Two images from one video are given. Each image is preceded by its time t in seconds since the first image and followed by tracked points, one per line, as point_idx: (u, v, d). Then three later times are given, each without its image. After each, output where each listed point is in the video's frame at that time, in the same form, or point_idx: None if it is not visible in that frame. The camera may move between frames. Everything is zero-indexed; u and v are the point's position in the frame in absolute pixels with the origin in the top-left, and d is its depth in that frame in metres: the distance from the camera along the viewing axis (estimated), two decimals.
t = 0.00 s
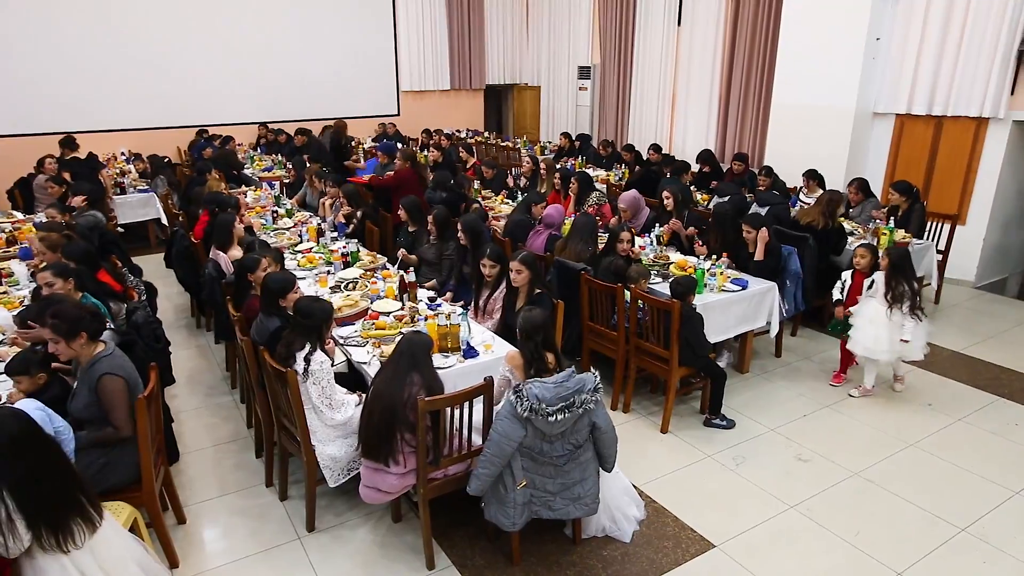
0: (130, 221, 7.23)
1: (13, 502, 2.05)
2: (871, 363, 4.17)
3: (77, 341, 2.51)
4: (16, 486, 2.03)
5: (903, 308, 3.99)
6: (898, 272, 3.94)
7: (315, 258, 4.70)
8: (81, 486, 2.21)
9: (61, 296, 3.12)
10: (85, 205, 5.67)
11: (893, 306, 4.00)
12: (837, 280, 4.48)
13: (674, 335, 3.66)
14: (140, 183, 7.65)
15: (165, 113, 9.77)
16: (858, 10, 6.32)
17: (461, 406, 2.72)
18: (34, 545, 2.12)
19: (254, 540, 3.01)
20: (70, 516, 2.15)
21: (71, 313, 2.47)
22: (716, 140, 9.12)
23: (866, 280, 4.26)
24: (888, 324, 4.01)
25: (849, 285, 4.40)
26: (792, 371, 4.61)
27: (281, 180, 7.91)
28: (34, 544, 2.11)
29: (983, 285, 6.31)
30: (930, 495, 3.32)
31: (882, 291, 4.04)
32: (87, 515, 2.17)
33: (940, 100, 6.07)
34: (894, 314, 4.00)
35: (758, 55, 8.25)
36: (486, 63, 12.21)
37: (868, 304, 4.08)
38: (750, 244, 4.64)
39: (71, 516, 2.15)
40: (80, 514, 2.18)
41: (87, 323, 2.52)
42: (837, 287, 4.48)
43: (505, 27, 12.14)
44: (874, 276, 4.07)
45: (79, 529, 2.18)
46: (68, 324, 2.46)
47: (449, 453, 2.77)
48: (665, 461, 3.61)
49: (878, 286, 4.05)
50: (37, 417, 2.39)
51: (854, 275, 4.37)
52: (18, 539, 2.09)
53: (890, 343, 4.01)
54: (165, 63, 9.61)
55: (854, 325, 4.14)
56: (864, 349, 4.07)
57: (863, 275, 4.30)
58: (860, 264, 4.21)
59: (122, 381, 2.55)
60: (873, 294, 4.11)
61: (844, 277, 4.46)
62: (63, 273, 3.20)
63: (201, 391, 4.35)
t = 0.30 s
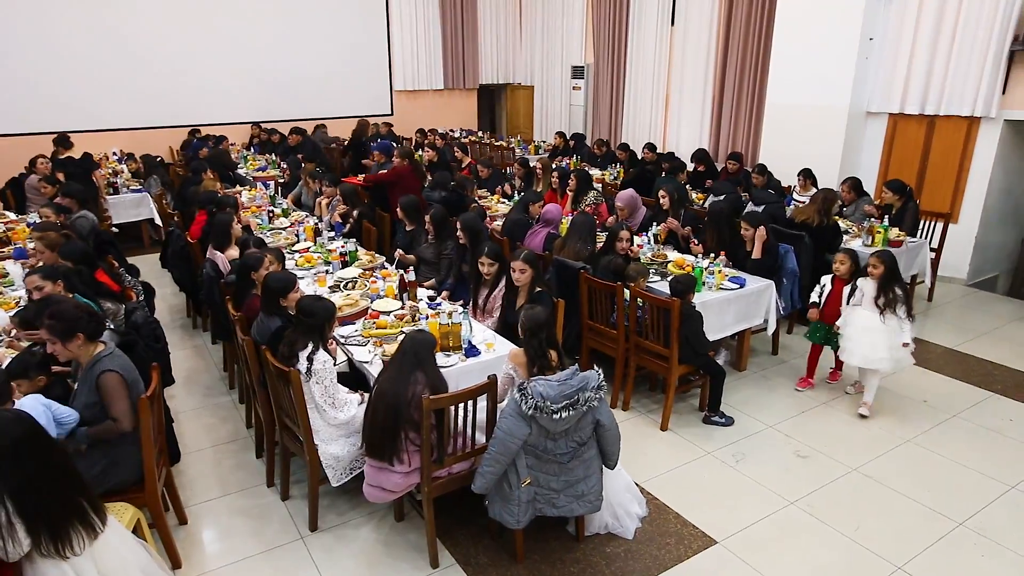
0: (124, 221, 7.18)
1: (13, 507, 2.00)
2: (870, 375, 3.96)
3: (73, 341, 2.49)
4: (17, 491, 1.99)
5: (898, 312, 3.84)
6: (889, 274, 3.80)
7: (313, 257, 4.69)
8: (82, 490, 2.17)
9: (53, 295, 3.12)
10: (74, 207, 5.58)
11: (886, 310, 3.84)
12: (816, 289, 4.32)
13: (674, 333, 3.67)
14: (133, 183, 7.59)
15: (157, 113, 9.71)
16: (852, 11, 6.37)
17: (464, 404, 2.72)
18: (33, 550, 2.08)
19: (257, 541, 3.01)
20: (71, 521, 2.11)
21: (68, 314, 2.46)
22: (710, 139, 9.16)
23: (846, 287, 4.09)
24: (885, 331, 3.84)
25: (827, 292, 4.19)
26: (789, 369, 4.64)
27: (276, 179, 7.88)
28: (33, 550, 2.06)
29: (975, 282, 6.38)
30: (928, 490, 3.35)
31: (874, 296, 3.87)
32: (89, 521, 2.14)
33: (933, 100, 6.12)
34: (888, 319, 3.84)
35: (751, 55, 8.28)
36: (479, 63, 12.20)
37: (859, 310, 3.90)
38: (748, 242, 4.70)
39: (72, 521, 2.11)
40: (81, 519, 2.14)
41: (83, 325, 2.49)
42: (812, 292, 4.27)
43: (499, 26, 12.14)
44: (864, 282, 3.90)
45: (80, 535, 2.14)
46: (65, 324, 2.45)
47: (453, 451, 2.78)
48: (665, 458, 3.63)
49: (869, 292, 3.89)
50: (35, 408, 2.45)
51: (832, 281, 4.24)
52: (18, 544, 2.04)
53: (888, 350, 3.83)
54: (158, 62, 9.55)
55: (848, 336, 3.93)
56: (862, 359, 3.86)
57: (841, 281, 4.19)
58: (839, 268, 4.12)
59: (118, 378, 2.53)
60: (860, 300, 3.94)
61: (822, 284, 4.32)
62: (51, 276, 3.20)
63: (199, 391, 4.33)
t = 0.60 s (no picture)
0: (117, 222, 7.14)
1: (20, 506, 1.97)
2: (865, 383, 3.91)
3: (69, 343, 2.45)
4: (24, 489, 1.96)
5: (898, 320, 3.78)
6: (890, 282, 3.74)
7: (312, 257, 4.68)
8: (86, 489, 2.15)
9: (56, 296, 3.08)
10: (67, 208, 5.51)
11: (886, 319, 3.77)
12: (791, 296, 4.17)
13: (674, 331, 3.69)
14: (125, 183, 7.55)
15: (149, 113, 9.65)
16: (845, 11, 6.42)
17: (469, 403, 2.73)
18: (39, 548, 2.06)
19: (261, 541, 3.00)
20: (76, 518, 2.09)
21: (67, 315, 2.42)
22: (703, 139, 9.21)
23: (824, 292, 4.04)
24: (885, 340, 3.77)
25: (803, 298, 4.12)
26: (786, 366, 4.68)
27: (270, 179, 7.85)
28: (39, 547, 2.04)
29: (967, 280, 6.44)
30: (926, 485, 3.39)
31: (874, 305, 3.78)
32: (95, 518, 2.13)
33: (925, 99, 6.18)
34: (889, 328, 3.77)
35: (744, 55, 8.32)
36: (472, 63, 12.21)
37: (860, 321, 3.80)
38: (746, 241, 4.74)
39: (77, 518, 2.10)
40: (85, 517, 2.12)
41: (80, 326, 2.45)
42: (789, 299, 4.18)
43: (492, 26, 12.16)
44: (863, 291, 3.79)
45: (85, 533, 2.13)
46: (63, 326, 2.41)
47: (457, 450, 2.79)
48: (665, 456, 3.65)
49: (869, 300, 3.79)
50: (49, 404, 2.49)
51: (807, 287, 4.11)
52: (24, 542, 2.02)
53: (890, 360, 3.77)
54: (150, 62, 9.50)
55: (849, 348, 3.81)
56: (867, 371, 3.77)
57: (816, 286, 4.06)
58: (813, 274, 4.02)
59: (121, 381, 2.50)
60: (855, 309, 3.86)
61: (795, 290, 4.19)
62: (58, 275, 3.15)
63: (198, 392, 4.32)
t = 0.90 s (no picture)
0: (112, 222, 7.10)
1: (33, 499, 2.00)
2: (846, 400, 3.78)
3: (72, 347, 2.42)
4: (39, 484, 1.99)
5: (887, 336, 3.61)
6: (880, 298, 3.56)
7: (311, 257, 4.67)
8: (98, 488, 2.17)
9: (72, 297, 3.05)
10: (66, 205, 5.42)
11: (875, 337, 3.60)
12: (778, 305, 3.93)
13: (675, 329, 3.72)
14: (120, 183, 7.52)
15: (142, 113, 9.60)
16: (839, 11, 6.48)
17: (475, 401, 2.74)
18: (51, 543, 2.08)
19: (267, 540, 3.00)
20: (87, 515, 2.11)
21: (76, 318, 2.41)
22: (697, 138, 9.25)
23: (813, 302, 3.81)
24: (873, 358, 3.62)
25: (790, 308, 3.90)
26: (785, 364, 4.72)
27: (266, 178, 7.82)
28: (51, 542, 2.06)
29: (961, 277, 6.51)
30: (925, 480, 3.43)
31: (862, 322, 3.61)
32: (105, 517, 2.14)
33: (919, 99, 6.24)
34: (877, 346, 3.61)
35: (738, 54, 8.36)
36: (466, 63, 12.22)
37: (846, 338, 3.64)
38: (745, 240, 4.75)
39: (87, 516, 2.11)
40: (96, 514, 2.14)
41: (83, 329, 2.42)
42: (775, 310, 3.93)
43: (486, 26, 12.17)
44: (852, 307, 3.62)
45: (95, 532, 2.15)
46: (69, 329, 2.39)
47: (464, 448, 2.79)
48: (668, 453, 3.68)
49: (857, 317, 3.62)
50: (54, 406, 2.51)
51: (798, 295, 3.88)
52: (37, 537, 2.05)
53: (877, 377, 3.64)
54: (143, 61, 9.46)
55: (835, 365, 3.67)
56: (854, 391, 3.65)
57: (808, 295, 3.83)
58: (805, 284, 3.77)
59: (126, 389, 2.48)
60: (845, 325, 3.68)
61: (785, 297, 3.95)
62: (78, 273, 3.14)
63: (198, 392, 4.31)
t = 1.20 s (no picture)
0: (108, 222, 7.07)
1: (47, 496, 2.02)
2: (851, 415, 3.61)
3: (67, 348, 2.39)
4: (53, 480, 2.01)
5: (883, 346, 3.46)
6: (873, 305, 3.42)
7: (312, 256, 4.67)
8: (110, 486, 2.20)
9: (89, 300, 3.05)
10: (66, 204, 5.49)
11: (869, 346, 3.47)
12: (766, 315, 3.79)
13: (677, 328, 3.74)
14: (115, 183, 7.48)
15: (136, 112, 9.55)
16: (835, 12, 6.52)
17: (482, 400, 2.75)
18: (65, 540, 2.10)
19: (274, 539, 3.01)
20: (100, 512, 2.13)
21: (77, 319, 2.38)
22: (692, 137, 9.30)
23: (804, 310, 3.70)
24: (869, 368, 3.48)
25: (781, 318, 3.77)
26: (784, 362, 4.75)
27: (263, 178, 7.80)
28: (65, 538, 2.08)
29: (955, 275, 6.57)
30: (924, 476, 3.47)
31: (855, 330, 3.50)
32: (118, 513, 2.16)
33: (914, 99, 6.29)
34: (873, 354, 3.47)
35: (733, 55, 8.40)
36: (461, 63, 12.23)
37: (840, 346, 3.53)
38: (745, 239, 4.76)
39: (100, 513, 2.14)
40: (107, 511, 2.16)
41: (81, 330, 2.38)
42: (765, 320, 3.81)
43: (480, 26, 12.19)
44: (845, 315, 3.51)
45: (108, 528, 2.17)
46: (70, 329, 2.37)
47: (471, 446, 2.81)
48: (670, 450, 3.70)
49: (850, 324, 3.51)
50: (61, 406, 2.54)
51: (788, 303, 3.74)
52: (52, 533, 2.07)
53: (876, 389, 3.47)
54: (138, 61, 9.42)
55: (829, 376, 3.55)
56: (850, 402, 3.49)
57: (798, 303, 3.71)
58: (794, 292, 3.68)
59: (123, 399, 2.43)
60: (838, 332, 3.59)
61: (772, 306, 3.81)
62: (99, 273, 3.25)
63: (199, 392, 4.30)
